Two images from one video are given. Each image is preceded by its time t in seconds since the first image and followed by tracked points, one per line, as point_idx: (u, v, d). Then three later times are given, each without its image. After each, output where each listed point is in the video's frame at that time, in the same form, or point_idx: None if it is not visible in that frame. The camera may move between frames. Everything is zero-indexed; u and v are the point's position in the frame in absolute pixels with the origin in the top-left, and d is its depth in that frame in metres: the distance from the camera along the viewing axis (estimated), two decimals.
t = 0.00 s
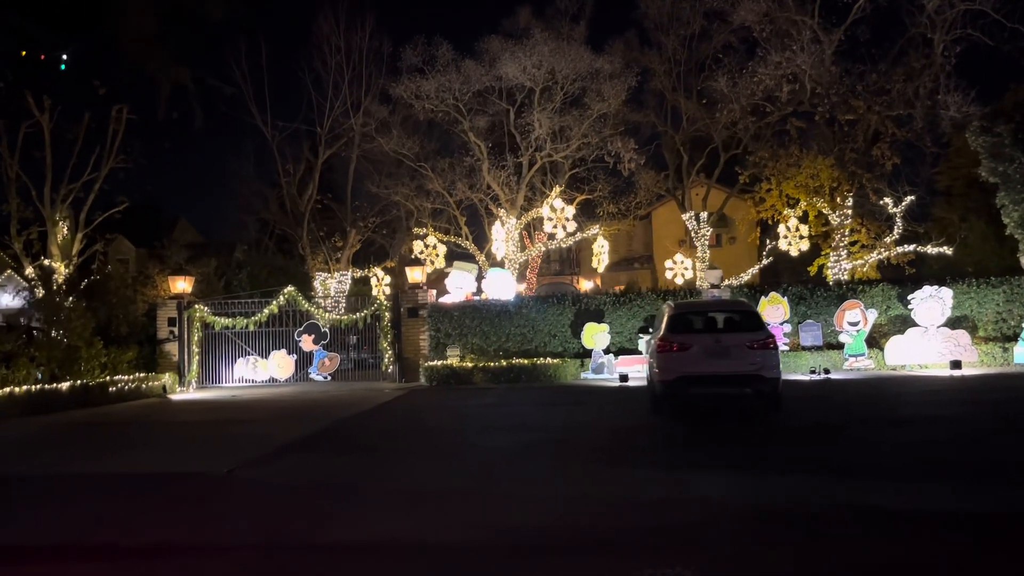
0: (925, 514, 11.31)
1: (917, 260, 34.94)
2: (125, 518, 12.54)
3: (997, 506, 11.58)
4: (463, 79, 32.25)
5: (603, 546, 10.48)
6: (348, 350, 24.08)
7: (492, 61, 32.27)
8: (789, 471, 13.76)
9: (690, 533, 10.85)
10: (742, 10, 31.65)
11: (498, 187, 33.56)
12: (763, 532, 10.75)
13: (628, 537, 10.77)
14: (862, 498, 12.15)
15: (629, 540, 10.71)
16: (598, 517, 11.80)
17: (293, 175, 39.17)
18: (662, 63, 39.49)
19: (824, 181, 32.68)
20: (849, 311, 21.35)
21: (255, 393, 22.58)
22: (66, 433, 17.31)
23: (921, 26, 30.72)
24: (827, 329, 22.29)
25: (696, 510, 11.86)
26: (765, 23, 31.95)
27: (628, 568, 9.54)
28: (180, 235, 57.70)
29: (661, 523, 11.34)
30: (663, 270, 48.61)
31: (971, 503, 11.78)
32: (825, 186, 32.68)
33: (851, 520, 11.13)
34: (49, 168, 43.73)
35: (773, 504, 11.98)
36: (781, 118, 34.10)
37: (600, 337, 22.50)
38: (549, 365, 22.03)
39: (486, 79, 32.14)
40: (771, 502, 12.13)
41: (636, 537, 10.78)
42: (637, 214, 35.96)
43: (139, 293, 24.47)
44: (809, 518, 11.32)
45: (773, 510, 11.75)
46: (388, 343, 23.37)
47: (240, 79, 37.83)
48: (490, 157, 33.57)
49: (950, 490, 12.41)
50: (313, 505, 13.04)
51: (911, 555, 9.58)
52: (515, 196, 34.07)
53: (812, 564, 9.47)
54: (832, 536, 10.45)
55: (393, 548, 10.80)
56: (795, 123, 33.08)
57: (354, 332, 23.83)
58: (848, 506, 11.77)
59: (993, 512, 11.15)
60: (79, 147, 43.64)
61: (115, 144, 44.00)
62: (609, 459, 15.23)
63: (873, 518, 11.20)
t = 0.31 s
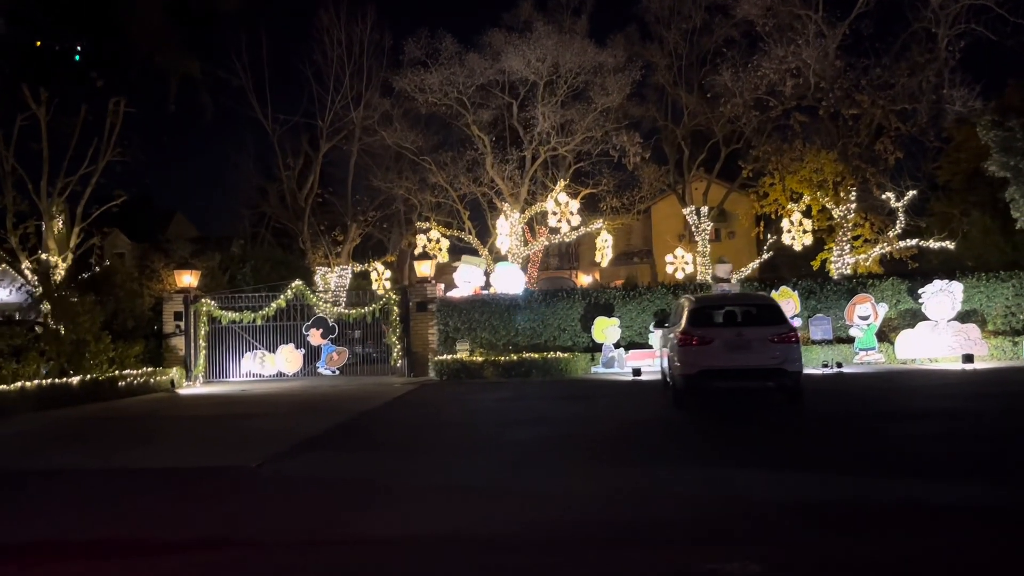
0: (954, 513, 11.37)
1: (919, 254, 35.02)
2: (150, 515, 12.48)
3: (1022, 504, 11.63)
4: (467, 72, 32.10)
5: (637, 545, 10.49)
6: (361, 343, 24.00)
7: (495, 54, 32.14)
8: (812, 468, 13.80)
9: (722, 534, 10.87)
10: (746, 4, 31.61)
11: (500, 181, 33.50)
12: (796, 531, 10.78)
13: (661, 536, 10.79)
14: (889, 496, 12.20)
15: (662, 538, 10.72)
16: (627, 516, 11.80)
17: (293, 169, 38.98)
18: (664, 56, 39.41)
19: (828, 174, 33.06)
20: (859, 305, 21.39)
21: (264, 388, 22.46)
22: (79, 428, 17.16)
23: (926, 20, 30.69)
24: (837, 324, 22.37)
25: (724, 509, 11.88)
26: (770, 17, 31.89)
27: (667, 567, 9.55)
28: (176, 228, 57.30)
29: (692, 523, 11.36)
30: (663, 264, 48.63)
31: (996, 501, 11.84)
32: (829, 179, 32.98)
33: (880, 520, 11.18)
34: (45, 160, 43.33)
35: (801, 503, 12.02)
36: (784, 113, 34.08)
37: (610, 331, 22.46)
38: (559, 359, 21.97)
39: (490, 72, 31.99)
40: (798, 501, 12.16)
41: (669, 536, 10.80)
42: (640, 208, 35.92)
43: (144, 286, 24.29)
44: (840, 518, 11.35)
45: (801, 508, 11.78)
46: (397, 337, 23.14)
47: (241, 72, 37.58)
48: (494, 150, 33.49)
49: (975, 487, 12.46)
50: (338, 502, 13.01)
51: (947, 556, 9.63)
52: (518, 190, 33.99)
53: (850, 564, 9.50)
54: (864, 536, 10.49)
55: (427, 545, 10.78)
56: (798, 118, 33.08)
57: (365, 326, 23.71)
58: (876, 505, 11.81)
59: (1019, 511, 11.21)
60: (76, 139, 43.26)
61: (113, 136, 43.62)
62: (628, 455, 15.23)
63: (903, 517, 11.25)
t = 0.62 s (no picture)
0: (990, 505, 11.37)
1: (919, 247, 35.16)
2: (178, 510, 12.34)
3: None
4: (469, 64, 31.92)
5: (677, 538, 10.43)
6: (363, 336, 23.89)
7: (498, 46, 31.98)
8: (838, 461, 13.79)
9: (760, 526, 10.82)
10: None
11: (502, 173, 33.35)
12: (835, 525, 10.75)
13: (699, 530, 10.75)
14: (919, 488, 12.21)
15: (701, 532, 10.68)
16: (661, 510, 11.74)
17: (292, 161, 38.72)
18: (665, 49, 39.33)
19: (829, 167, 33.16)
20: (869, 297, 21.42)
21: (271, 381, 22.29)
22: (92, 423, 16.90)
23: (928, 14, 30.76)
24: (846, 316, 22.42)
25: (758, 502, 11.84)
26: (773, 10, 31.86)
27: (712, 561, 9.50)
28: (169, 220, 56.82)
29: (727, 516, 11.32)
30: (661, 257, 48.66)
31: None
32: (831, 172, 32.90)
33: (916, 512, 11.17)
34: (38, 152, 42.75)
35: (833, 497, 11.99)
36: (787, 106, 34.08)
37: (621, 324, 22.51)
38: (570, 352, 21.92)
39: (493, 64, 31.83)
40: (829, 494, 12.13)
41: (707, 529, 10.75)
42: (642, 201, 35.87)
43: (149, 279, 24.01)
44: (874, 510, 11.34)
45: (832, 501, 11.77)
46: (405, 329, 23.01)
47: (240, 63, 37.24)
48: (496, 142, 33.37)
49: (1002, 479, 12.49)
50: (366, 496, 12.90)
51: (989, 549, 9.63)
52: (520, 182, 33.91)
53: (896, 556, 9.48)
54: (901, 528, 10.49)
55: (464, 539, 10.69)
56: (801, 111, 33.09)
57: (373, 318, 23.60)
58: (909, 497, 11.81)
59: None
60: (69, 131, 42.70)
61: (107, 127, 43.10)
62: (651, 448, 15.15)
63: (938, 510, 11.24)
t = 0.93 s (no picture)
0: (1013, 498, 11.42)
1: (921, 241, 35.22)
2: (200, 508, 12.30)
3: None
4: (473, 58, 31.78)
5: (705, 533, 10.46)
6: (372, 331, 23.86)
7: (501, 40, 31.85)
8: (858, 454, 13.84)
9: (787, 520, 10.86)
10: None
11: (505, 167, 33.24)
12: (861, 518, 10.78)
13: (726, 524, 10.78)
14: (941, 482, 12.27)
15: (728, 526, 10.70)
16: (686, 504, 11.77)
17: (292, 156, 38.51)
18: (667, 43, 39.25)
19: (832, 162, 33.26)
20: (879, 291, 21.35)
21: (280, 376, 22.19)
22: (105, 419, 16.83)
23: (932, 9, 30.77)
24: (856, 310, 22.48)
25: (783, 496, 11.88)
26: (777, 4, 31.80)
27: (744, 555, 9.53)
28: (166, 215, 56.48)
29: (752, 510, 11.35)
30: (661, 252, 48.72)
31: None
32: (833, 166, 33.15)
33: (941, 506, 11.22)
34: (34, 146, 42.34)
35: (856, 490, 12.04)
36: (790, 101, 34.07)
37: (631, 318, 22.30)
38: (580, 347, 21.90)
39: (496, 58, 31.68)
40: (853, 487, 12.18)
41: (734, 524, 10.78)
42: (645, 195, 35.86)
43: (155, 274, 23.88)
44: (899, 505, 11.38)
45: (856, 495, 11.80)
46: (414, 324, 22.95)
47: (239, 56, 37.00)
48: (500, 136, 33.28)
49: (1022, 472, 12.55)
50: (388, 492, 12.88)
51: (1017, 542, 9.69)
52: (523, 176, 33.85)
53: (926, 550, 9.52)
54: (928, 522, 10.53)
55: (492, 534, 10.69)
56: (804, 105, 33.06)
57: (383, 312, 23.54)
58: (932, 491, 11.87)
59: None
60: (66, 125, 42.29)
61: (104, 122, 42.70)
62: (669, 442, 15.18)
63: (963, 503, 11.29)
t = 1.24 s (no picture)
0: None
1: (922, 234, 35.28)
2: (222, 502, 12.23)
3: None
4: (476, 51, 31.57)
5: (733, 525, 10.50)
6: (378, 325, 23.63)
7: (504, 32, 31.69)
8: (877, 445, 13.88)
9: (815, 512, 10.88)
10: None
11: (506, 160, 33.13)
12: (886, 510, 10.81)
13: (755, 516, 10.79)
14: (964, 473, 12.32)
15: (754, 518, 10.74)
16: (711, 496, 11.78)
17: (291, 148, 38.29)
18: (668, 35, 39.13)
19: (833, 155, 33.33)
20: (888, 284, 21.31)
21: (288, 370, 22.06)
22: (118, 413, 16.73)
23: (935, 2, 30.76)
24: (864, 303, 22.55)
25: (804, 488, 11.90)
26: None
27: (774, 548, 9.53)
28: (160, 208, 56.08)
29: (779, 502, 11.37)
30: (659, 245, 48.67)
31: None
32: (834, 160, 33.13)
33: (965, 497, 11.26)
34: (28, 139, 41.87)
35: (879, 482, 12.08)
36: (792, 94, 34.00)
37: (641, 311, 22.28)
38: (589, 340, 21.88)
39: (499, 51, 31.50)
40: (874, 479, 12.20)
41: (763, 516, 10.79)
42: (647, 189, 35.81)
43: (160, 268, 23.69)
44: (919, 496, 11.40)
45: (878, 488, 11.82)
46: (422, 317, 22.88)
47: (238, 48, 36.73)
48: (502, 129, 33.16)
49: None
50: (410, 486, 12.84)
51: None
52: (526, 169, 33.73)
53: (959, 542, 9.55)
54: (954, 514, 10.55)
55: (521, 527, 10.67)
56: (806, 99, 33.03)
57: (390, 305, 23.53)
58: (956, 482, 11.92)
59: None
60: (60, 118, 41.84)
61: (99, 114, 42.25)
62: (687, 434, 15.20)
63: (987, 495, 11.32)
